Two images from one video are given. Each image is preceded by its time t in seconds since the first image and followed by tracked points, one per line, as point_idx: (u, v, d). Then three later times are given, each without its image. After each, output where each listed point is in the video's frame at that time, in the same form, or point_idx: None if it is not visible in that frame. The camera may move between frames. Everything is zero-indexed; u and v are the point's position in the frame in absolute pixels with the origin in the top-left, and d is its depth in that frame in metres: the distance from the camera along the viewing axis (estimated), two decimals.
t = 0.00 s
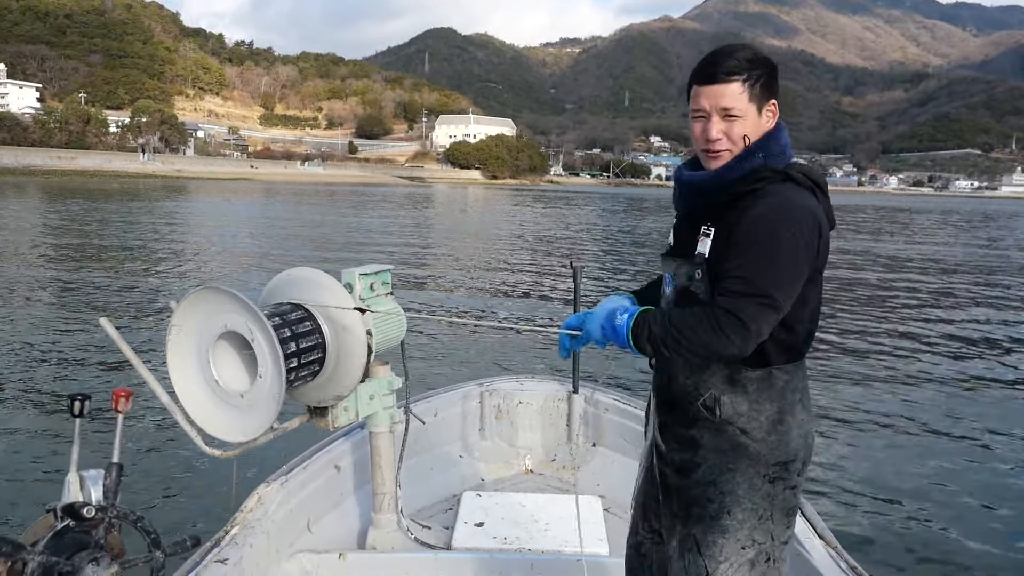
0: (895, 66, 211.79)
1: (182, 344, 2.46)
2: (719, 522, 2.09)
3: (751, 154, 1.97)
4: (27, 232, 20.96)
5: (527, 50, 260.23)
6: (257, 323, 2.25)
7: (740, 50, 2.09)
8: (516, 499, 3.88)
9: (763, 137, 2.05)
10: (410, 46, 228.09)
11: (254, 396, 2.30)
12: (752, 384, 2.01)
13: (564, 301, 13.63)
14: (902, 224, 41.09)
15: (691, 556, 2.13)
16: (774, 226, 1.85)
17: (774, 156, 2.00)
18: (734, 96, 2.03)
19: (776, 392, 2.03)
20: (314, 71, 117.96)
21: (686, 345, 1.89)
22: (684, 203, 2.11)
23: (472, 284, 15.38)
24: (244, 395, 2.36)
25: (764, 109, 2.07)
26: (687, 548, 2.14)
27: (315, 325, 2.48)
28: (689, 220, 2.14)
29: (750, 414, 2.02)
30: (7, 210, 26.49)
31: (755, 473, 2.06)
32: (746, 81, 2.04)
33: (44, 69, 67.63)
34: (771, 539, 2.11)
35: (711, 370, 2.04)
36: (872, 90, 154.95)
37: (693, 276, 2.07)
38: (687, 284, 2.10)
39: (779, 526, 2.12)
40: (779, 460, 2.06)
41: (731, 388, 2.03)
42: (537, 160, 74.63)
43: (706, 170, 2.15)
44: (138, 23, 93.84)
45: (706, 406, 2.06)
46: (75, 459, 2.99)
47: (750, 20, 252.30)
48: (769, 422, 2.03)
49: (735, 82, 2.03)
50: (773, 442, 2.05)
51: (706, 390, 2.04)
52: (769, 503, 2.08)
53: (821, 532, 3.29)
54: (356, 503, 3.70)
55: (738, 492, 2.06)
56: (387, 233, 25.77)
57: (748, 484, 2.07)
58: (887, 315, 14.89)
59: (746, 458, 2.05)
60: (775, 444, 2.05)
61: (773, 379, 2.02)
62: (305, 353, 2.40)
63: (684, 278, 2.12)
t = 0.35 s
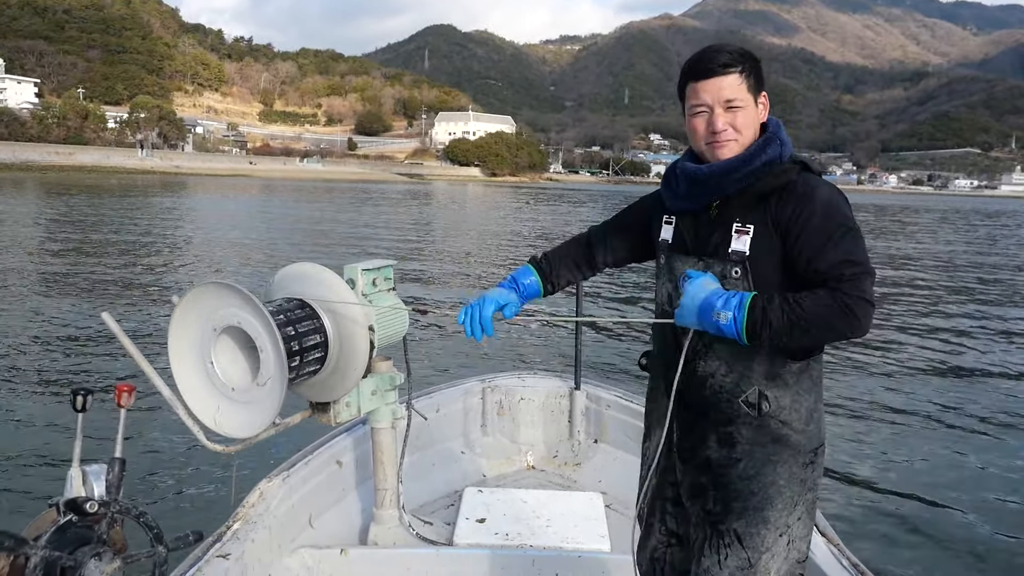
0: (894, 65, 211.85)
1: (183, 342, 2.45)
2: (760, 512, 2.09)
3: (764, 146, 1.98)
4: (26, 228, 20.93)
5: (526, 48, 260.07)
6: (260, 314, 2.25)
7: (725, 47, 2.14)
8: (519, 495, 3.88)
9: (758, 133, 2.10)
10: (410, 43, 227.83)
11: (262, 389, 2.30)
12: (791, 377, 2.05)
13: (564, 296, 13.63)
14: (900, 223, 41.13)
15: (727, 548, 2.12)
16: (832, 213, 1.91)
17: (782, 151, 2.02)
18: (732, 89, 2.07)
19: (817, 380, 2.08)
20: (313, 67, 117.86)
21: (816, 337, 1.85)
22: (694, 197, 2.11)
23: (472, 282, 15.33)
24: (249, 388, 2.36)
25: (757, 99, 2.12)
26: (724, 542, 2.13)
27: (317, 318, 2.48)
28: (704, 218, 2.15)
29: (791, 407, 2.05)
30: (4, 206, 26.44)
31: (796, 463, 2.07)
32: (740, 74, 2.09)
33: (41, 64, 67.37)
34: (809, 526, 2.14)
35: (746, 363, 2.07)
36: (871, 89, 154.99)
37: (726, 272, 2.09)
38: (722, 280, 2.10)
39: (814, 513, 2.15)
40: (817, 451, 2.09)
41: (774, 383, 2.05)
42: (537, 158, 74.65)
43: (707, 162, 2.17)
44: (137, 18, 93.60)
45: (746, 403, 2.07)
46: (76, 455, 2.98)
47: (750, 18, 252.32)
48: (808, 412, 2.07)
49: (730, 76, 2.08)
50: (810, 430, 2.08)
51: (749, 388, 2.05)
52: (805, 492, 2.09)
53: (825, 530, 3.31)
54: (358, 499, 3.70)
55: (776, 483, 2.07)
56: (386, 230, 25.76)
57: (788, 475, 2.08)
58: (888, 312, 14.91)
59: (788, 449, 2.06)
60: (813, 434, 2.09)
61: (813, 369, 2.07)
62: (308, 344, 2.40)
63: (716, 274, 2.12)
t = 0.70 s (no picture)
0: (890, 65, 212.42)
1: (184, 340, 2.45)
2: (728, 530, 2.10)
3: (765, 151, 1.96)
4: (22, 227, 20.89)
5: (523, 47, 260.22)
6: (259, 317, 2.26)
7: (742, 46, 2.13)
8: (515, 496, 3.88)
9: (767, 136, 2.07)
10: (407, 43, 227.72)
11: (261, 389, 2.30)
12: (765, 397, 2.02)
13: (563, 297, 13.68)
14: (895, 223, 41.27)
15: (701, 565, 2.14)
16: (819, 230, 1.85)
17: (793, 159, 1.99)
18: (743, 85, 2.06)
19: (794, 403, 2.03)
20: (309, 67, 117.68)
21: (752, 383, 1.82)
22: (705, 199, 2.11)
23: (469, 282, 15.35)
24: (248, 390, 2.36)
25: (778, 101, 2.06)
26: (696, 558, 2.15)
27: (313, 318, 2.48)
28: (710, 223, 2.15)
29: (763, 426, 2.03)
30: None
31: (768, 484, 2.05)
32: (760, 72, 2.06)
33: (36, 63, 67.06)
34: (781, 546, 2.12)
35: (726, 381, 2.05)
36: (867, 89, 155.41)
37: (712, 284, 2.07)
38: (708, 296, 2.10)
39: (790, 536, 2.13)
40: (793, 473, 2.06)
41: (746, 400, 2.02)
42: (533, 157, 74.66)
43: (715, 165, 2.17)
44: (133, 17, 93.36)
45: (719, 421, 2.06)
46: (77, 454, 2.98)
47: (746, 17, 252.88)
48: (782, 431, 2.04)
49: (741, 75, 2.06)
50: (783, 454, 2.05)
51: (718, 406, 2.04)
52: (777, 517, 2.08)
53: (820, 529, 3.32)
54: (356, 500, 3.70)
55: (750, 502, 2.07)
56: (384, 230, 25.78)
57: (760, 496, 2.07)
58: (884, 312, 15.00)
59: (758, 470, 2.05)
60: (789, 458, 2.05)
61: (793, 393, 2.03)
62: (309, 346, 2.40)
63: (704, 286, 2.11)
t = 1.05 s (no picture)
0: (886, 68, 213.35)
1: (181, 334, 2.46)
2: (675, 535, 2.11)
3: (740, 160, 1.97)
4: (20, 230, 20.85)
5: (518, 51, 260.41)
6: (258, 323, 2.25)
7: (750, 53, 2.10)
8: (512, 503, 3.88)
9: (758, 142, 2.05)
10: (403, 45, 227.79)
11: (255, 400, 2.31)
12: (714, 403, 1.99)
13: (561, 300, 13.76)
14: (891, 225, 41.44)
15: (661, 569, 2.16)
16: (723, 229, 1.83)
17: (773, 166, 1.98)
18: (734, 95, 2.05)
19: (738, 415, 1.98)
20: (306, 69, 117.64)
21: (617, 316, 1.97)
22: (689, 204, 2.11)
23: (467, 285, 15.33)
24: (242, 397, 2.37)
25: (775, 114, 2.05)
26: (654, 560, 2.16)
27: (310, 324, 2.48)
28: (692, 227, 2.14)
29: (709, 432, 2.01)
30: None
31: (710, 493, 2.05)
32: (758, 85, 2.03)
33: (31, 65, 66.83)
34: (730, 561, 2.10)
35: (684, 383, 2.04)
36: (863, 92, 155.94)
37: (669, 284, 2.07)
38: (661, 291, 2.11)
39: (740, 552, 2.10)
40: (735, 487, 2.03)
41: (695, 400, 2.01)
42: (530, 160, 74.85)
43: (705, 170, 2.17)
44: (129, 20, 93.28)
45: (672, 420, 2.06)
46: (79, 458, 2.98)
47: (742, 20, 253.51)
48: (729, 442, 2.00)
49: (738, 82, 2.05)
50: (729, 465, 2.02)
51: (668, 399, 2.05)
52: (724, 530, 2.07)
53: (815, 538, 3.32)
54: (353, 506, 3.70)
55: (694, 510, 2.08)
56: (381, 232, 25.86)
57: (706, 506, 2.06)
58: (881, 314, 15.07)
59: (702, 478, 2.05)
60: (735, 469, 2.02)
61: (738, 404, 1.97)
62: (304, 355, 2.41)
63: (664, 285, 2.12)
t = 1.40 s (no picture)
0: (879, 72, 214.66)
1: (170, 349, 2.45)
2: (697, 531, 2.12)
3: (722, 171, 1.97)
4: (12, 233, 20.76)
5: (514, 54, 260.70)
6: (253, 330, 2.25)
7: (702, 70, 2.13)
8: (507, 509, 3.88)
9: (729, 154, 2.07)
10: (398, 48, 227.79)
11: (250, 405, 2.30)
12: (729, 396, 2.02)
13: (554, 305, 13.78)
14: (884, 228, 41.63)
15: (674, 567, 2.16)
16: (741, 234, 1.84)
17: (746, 172, 1.99)
18: (705, 111, 2.06)
19: (754, 404, 2.03)
20: (301, 71, 117.50)
21: (662, 358, 1.92)
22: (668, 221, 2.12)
23: (462, 289, 15.35)
24: (235, 404, 2.35)
25: (736, 121, 2.10)
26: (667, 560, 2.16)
27: (306, 334, 2.47)
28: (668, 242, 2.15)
29: (725, 426, 2.04)
30: None
31: (732, 484, 2.08)
32: (717, 98, 2.07)
33: (24, 65, 66.56)
34: (749, 547, 2.14)
35: (693, 382, 2.05)
36: (857, 97, 156.70)
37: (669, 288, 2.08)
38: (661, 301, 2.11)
39: (756, 537, 2.14)
40: (757, 472, 2.08)
41: (708, 398, 2.03)
42: (525, 162, 74.91)
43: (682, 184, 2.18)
44: (123, 21, 93.06)
45: (683, 417, 2.07)
46: (68, 466, 2.96)
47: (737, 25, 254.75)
48: (745, 432, 2.04)
49: (704, 99, 2.07)
50: (750, 452, 2.05)
51: (681, 401, 2.06)
52: (745, 518, 2.11)
53: (809, 542, 3.32)
54: (347, 512, 3.68)
55: (715, 505, 2.09)
56: (375, 235, 25.86)
57: (728, 497, 2.08)
58: (874, 317, 15.13)
59: (722, 469, 2.07)
60: (751, 458, 2.06)
61: (749, 393, 2.02)
62: (297, 362, 2.39)
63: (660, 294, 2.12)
